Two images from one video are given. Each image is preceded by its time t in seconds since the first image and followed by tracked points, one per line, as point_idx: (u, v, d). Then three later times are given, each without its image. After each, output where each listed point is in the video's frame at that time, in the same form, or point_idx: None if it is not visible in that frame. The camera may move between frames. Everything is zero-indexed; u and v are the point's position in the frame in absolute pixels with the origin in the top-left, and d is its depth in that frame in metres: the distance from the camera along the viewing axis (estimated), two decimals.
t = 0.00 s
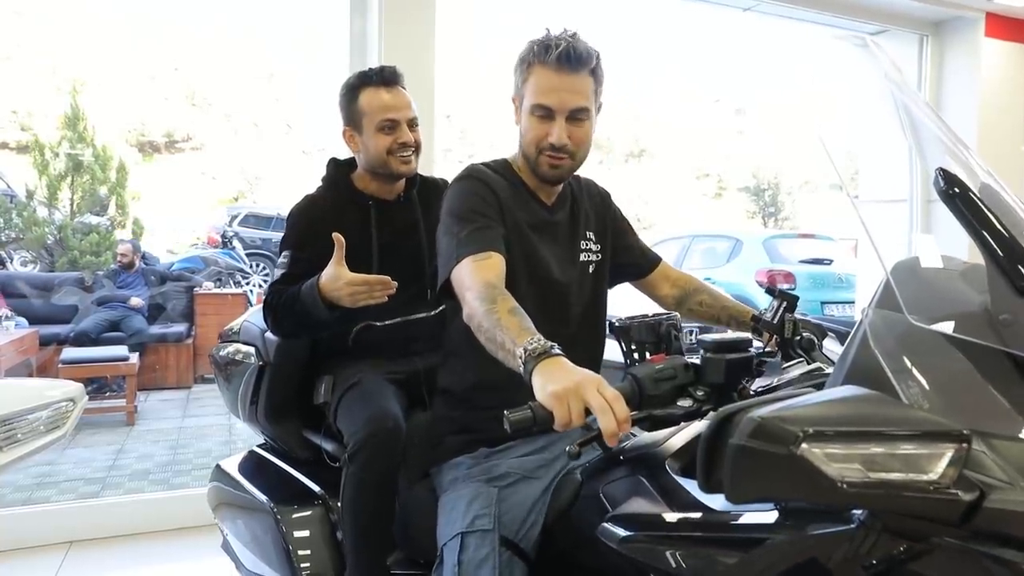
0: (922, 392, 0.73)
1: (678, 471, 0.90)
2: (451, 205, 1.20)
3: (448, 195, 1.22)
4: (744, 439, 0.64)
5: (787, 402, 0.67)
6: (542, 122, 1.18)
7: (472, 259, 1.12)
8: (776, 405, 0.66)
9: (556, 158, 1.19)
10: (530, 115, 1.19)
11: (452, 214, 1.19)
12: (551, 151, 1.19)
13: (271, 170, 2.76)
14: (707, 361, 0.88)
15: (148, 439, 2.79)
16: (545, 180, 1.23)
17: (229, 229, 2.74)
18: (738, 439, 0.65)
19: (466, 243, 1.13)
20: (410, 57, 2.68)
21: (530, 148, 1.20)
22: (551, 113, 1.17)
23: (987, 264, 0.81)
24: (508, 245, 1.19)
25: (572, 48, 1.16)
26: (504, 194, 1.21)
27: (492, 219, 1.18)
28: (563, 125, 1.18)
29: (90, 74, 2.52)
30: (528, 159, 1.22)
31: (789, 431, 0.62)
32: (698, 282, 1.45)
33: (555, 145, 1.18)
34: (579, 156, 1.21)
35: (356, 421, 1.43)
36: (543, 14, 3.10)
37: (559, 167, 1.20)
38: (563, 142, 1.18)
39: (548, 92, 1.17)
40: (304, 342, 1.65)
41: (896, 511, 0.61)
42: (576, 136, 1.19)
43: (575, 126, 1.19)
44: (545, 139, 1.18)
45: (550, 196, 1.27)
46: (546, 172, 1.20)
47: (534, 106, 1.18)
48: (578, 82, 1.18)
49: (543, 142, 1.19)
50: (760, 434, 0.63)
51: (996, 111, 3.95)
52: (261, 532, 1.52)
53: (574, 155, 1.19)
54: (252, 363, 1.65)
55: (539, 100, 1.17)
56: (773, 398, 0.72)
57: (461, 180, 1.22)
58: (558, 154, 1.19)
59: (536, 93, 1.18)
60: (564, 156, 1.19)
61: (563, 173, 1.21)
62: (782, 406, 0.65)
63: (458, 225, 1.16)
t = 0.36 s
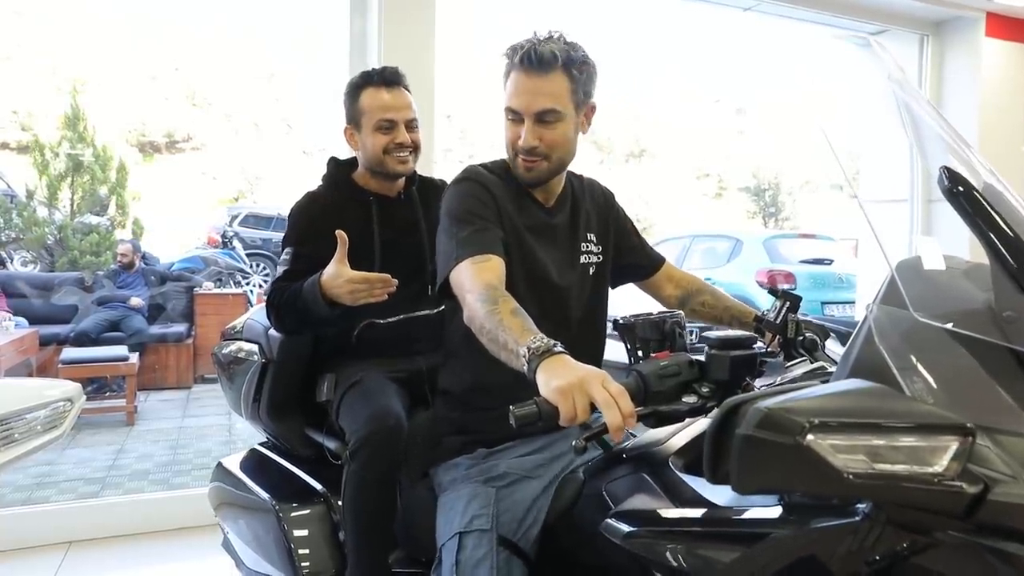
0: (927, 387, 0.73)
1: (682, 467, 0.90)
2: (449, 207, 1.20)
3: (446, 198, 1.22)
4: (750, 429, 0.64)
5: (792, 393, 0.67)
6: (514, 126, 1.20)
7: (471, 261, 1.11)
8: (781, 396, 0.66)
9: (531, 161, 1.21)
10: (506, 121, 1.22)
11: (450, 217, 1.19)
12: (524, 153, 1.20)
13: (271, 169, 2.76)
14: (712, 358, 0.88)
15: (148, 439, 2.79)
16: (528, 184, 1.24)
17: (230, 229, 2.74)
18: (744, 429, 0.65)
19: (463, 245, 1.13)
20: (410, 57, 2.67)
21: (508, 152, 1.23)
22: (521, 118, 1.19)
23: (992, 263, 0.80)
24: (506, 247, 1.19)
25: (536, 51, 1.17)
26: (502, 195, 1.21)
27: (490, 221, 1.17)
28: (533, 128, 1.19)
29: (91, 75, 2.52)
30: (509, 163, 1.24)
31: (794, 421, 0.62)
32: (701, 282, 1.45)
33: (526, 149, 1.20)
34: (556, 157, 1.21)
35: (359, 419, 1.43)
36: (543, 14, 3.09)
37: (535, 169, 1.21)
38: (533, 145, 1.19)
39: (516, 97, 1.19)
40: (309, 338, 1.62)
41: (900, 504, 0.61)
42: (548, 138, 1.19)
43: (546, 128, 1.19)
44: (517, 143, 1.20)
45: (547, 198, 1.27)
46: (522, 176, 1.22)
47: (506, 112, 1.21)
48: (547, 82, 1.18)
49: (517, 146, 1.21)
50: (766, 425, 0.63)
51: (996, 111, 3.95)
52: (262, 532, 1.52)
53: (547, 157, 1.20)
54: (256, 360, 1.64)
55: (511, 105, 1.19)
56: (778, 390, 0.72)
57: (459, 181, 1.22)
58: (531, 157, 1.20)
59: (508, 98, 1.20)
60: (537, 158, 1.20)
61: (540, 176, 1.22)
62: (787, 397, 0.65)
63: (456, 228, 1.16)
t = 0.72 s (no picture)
0: (935, 380, 0.73)
1: (689, 463, 0.91)
2: (452, 210, 1.20)
3: (449, 200, 1.22)
4: (764, 415, 0.64)
5: (803, 381, 0.67)
6: (514, 132, 1.21)
7: (477, 261, 1.11)
8: (793, 384, 0.66)
9: (531, 167, 1.21)
10: (506, 127, 1.22)
11: (454, 218, 1.19)
12: (524, 159, 1.21)
13: (271, 170, 2.76)
14: (722, 352, 0.88)
15: (148, 440, 2.78)
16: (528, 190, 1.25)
17: (230, 229, 2.74)
18: (757, 416, 0.64)
19: (466, 247, 1.13)
20: (410, 58, 2.68)
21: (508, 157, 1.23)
22: (521, 124, 1.19)
23: (999, 263, 0.81)
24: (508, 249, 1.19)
25: (535, 58, 1.17)
26: (504, 199, 1.21)
27: (494, 223, 1.17)
28: (533, 135, 1.19)
29: (91, 76, 2.52)
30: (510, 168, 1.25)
31: (806, 408, 0.62)
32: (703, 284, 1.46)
33: (526, 154, 1.20)
34: (556, 164, 1.21)
35: (363, 416, 1.43)
36: (543, 14, 3.09)
37: (535, 175, 1.21)
38: (532, 151, 1.20)
39: (516, 104, 1.19)
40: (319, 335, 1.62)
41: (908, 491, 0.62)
42: (548, 144, 1.20)
43: (546, 134, 1.19)
44: (518, 149, 1.21)
45: (549, 201, 1.27)
46: (522, 181, 1.22)
47: (506, 118, 1.21)
48: (546, 89, 1.18)
49: (518, 152, 1.21)
50: (780, 411, 0.63)
51: (996, 111, 3.95)
52: (265, 532, 1.52)
53: (547, 163, 1.20)
54: (263, 356, 1.65)
55: (510, 111, 1.19)
56: (787, 377, 0.72)
57: (462, 185, 1.22)
58: (531, 163, 1.21)
59: (508, 104, 1.21)
60: (538, 164, 1.21)
61: (540, 182, 1.22)
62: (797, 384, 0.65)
63: (460, 230, 1.16)
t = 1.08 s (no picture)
0: (938, 381, 0.74)
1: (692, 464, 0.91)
2: (456, 213, 1.20)
3: (453, 205, 1.22)
4: (770, 413, 0.64)
5: (810, 381, 0.67)
6: (521, 136, 1.21)
7: (482, 264, 1.11)
8: (799, 384, 0.66)
9: (538, 170, 1.21)
10: (513, 131, 1.22)
11: (457, 223, 1.19)
12: (531, 163, 1.20)
13: (272, 170, 2.76)
14: (728, 353, 0.88)
15: (148, 439, 2.79)
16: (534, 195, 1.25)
17: (230, 229, 2.74)
18: (763, 414, 0.65)
19: (470, 249, 1.13)
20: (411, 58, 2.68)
21: (514, 160, 1.23)
22: (528, 127, 1.19)
23: (1003, 269, 0.79)
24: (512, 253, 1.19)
25: (544, 62, 1.17)
26: (508, 203, 1.21)
27: (498, 228, 1.17)
28: (541, 138, 1.20)
29: (92, 76, 2.52)
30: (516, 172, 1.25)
31: (812, 407, 0.62)
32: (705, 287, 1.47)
33: (533, 158, 1.20)
34: (563, 168, 1.21)
35: (367, 414, 1.43)
36: (544, 14, 3.09)
37: (541, 179, 1.21)
38: (541, 155, 1.20)
39: (525, 108, 1.19)
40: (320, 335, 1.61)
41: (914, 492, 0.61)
42: (556, 149, 1.20)
43: (554, 138, 1.19)
44: (525, 153, 1.21)
45: (553, 206, 1.27)
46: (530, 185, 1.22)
47: (514, 121, 1.21)
48: (554, 94, 1.18)
49: (525, 155, 1.21)
50: (786, 409, 0.63)
51: (996, 111, 3.95)
52: (266, 532, 1.52)
53: (555, 167, 1.20)
54: (267, 356, 1.63)
55: (519, 115, 1.19)
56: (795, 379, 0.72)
57: (466, 188, 1.22)
58: (538, 166, 1.21)
59: (516, 108, 1.20)
60: (545, 168, 1.20)
61: (547, 186, 1.22)
62: (805, 384, 0.65)
63: (464, 234, 1.16)
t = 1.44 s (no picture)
0: (931, 382, 0.74)
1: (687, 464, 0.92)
2: (457, 212, 1.20)
3: (455, 203, 1.22)
4: (761, 413, 0.64)
5: (801, 381, 0.67)
6: (529, 132, 1.20)
7: (476, 266, 1.11)
8: (790, 384, 0.66)
9: (546, 167, 1.21)
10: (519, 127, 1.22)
11: (458, 221, 1.19)
12: (539, 160, 1.20)
13: (271, 170, 2.76)
14: (723, 353, 0.88)
15: (148, 439, 2.79)
16: (540, 193, 1.24)
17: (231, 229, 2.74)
18: (754, 414, 0.64)
19: (470, 248, 1.13)
20: (410, 58, 2.68)
21: (521, 158, 1.22)
22: (537, 124, 1.19)
23: (994, 267, 0.81)
24: (513, 254, 1.19)
25: (552, 58, 1.17)
26: (510, 203, 1.21)
27: (498, 227, 1.17)
28: (549, 134, 1.19)
29: (92, 76, 2.52)
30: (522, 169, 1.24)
31: (803, 407, 0.62)
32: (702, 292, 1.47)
33: (541, 155, 1.20)
34: (570, 164, 1.21)
35: (361, 414, 1.43)
36: (544, 14, 3.09)
37: (550, 176, 1.21)
38: (549, 151, 1.19)
39: (532, 104, 1.18)
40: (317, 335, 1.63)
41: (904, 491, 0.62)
42: (564, 145, 1.20)
43: (563, 135, 1.19)
44: (533, 149, 1.20)
45: (557, 206, 1.27)
46: (538, 182, 1.21)
47: (522, 116, 1.20)
48: (562, 90, 1.18)
49: (532, 152, 1.21)
50: (778, 409, 0.63)
51: (996, 111, 3.95)
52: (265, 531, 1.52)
53: (563, 163, 1.20)
54: (264, 356, 1.63)
55: (528, 111, 1.19)
56: (786, 378, 0.72)
57: (468, 187, 1.22)
58: (546, 163, 1.20)
59: (523, 104, 1.20)
60: (553, 165, 1.20)
61: (555, 183, 1.22)
62: (797, 384, 0.65)
63: (464, 233, 1.16)
